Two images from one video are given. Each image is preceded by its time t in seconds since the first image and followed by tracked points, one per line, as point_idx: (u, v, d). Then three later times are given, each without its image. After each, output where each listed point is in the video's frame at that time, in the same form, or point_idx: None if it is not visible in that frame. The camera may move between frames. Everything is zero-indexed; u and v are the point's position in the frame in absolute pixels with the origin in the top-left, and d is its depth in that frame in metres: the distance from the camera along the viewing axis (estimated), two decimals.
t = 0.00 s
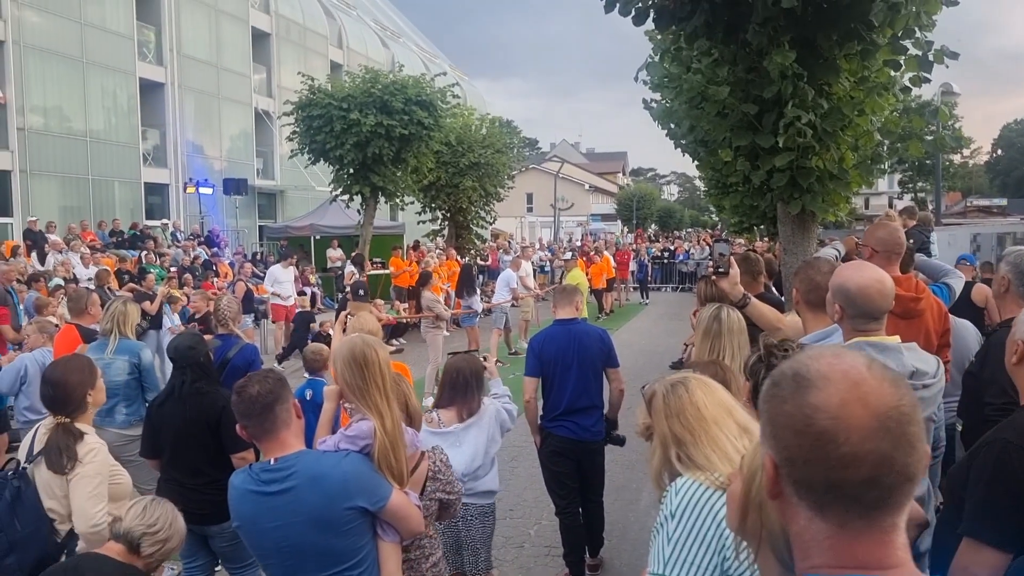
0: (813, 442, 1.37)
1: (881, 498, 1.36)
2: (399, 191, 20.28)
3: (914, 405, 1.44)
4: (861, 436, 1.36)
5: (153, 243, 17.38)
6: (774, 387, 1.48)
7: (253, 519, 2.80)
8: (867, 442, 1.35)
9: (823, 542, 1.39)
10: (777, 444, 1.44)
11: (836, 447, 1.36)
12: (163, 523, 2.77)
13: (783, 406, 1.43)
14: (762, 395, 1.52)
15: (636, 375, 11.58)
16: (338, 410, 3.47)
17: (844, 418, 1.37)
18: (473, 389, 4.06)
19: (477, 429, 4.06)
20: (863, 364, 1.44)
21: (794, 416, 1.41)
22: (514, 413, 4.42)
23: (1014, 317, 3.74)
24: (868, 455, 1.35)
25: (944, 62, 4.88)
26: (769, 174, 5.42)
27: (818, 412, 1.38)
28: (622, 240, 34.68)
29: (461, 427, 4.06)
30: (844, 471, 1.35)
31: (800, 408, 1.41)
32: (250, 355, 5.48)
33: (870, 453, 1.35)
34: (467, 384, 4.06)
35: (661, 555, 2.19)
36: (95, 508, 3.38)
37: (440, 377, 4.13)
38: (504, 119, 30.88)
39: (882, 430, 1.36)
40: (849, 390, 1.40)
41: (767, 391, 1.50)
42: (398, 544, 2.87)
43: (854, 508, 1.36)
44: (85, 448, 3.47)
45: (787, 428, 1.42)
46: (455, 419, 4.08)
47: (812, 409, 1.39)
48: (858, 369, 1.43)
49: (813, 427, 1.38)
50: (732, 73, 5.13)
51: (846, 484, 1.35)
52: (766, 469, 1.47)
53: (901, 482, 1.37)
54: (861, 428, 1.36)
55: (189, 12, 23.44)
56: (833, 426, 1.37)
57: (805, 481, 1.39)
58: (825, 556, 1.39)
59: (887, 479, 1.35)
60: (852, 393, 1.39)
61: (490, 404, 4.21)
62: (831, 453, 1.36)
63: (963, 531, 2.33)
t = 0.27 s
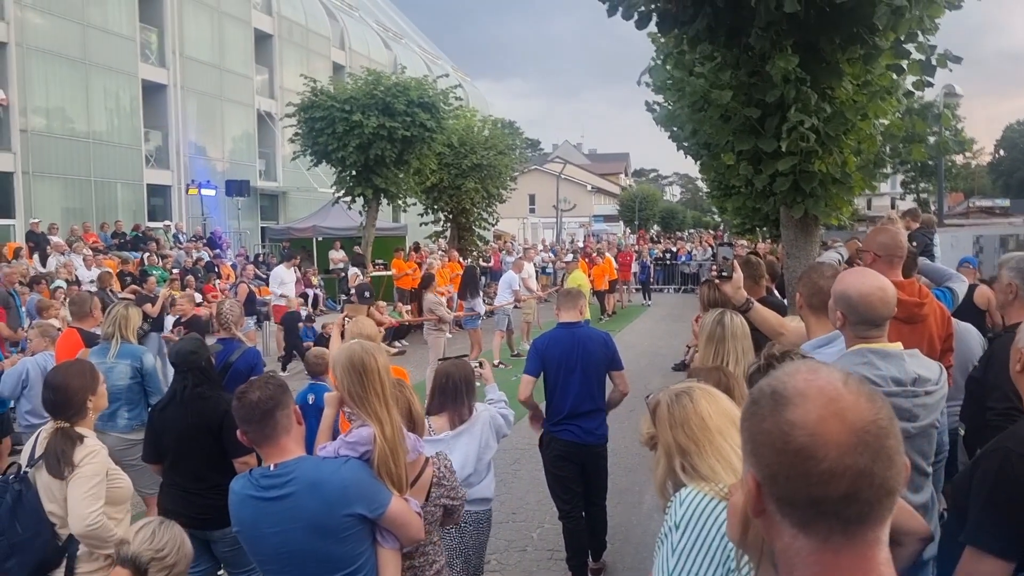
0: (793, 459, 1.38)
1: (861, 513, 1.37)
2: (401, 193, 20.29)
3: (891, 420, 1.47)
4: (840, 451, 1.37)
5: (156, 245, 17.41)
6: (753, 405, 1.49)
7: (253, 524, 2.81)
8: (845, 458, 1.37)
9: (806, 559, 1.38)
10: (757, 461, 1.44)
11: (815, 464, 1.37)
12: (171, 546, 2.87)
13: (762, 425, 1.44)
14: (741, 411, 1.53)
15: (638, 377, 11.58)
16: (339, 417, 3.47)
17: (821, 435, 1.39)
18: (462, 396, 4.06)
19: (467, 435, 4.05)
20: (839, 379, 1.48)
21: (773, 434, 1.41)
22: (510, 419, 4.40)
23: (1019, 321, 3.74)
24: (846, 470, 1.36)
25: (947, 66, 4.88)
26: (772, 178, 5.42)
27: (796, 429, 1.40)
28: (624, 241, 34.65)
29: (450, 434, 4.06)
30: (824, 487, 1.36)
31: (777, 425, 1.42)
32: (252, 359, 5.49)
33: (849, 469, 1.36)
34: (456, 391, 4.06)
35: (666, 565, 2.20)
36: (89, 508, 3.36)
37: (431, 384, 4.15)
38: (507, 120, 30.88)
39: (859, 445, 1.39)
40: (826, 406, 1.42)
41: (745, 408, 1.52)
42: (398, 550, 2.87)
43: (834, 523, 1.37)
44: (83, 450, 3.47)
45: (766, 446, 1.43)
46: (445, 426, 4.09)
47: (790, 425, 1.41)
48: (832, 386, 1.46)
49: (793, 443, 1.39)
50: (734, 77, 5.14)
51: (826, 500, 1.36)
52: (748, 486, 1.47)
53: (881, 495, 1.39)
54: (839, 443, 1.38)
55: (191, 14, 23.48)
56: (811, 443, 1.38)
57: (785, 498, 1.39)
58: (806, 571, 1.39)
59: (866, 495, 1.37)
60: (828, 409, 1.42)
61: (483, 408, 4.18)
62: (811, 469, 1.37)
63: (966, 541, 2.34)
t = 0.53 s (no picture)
0: (785, 480, 1.38)
1: (853, 535, 1.37)
2: (395, 191, 20.24)
3: (884, 440, 1.46)
4: (833, 473, 1.37)
5: (149, 244, 17.35)
6: (745, 423, 1.49)
7: (245, 532, 2.78)
8: (837, 480, 1.37)
9: None
10: (750, 481, 1.44)
11: (809, 485, 1.36)
12: None
13: (754, 445, 1.44)
14: (732, 430, 1.53)
15: (634, 375, 11.57)
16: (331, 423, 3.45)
17: (813, 455, 1.38)
18: (454, 399, 4.05)
19: (459, 441, 4.03)
20: (831, 401, 1.46)
21: (765, 454, 1.41)
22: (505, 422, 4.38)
23: (1014, 324, 3.74)
24: (838, 493, 1.36)
25: (941, 67, 4.88)
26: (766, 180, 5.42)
27: (788, 450, 1.39)
28: (619, 238, 34.64)
29: (440, 440, 4.04)
30: (816, 509, 1.36)
31: (771, 446, 1.42)
32: (246, 361, 5.47)
33: (841, 492, 1.36)
34: (448, 395, 4.05)
35: None
36: (74, 517, 3.36)
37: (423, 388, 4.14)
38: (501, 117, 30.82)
39: (852, 467, 1.38)
40: (818, 427, 1.41)
41: (736, 427, 1.52)
42: (392, 557, 2.84)
43: (826, 544, 1.37)
44: (69, 459, 3.42)
45: (758, 467, 1.43)
46: (438, 431, 4.08)
47: (782, 447, 1.40)
48: (826, 406, 1.45)
49: (784, 464, 1.39)
50: (729, 78, 5.13)
51: (819, 521, 1.36)
52: (741, 506, 1.47)
53: (874, 518, 1.39)
54: (832, 464, 1.38)
55: (184, 13, 23.37)
56: (803, 464, 1.38)
57: (777, 519, 1.39)
58: None
59: (859, 516, 1.37)
60: (821, 430, 1.41)
61: (477, 413, 4.17)
62: (803, 491, 1.36)
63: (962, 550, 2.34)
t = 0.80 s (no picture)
0: (789, 490, 1.39)
1: (857, 545, 1.39)
2: (390, 191, 20.22)
3: (888, 450, 1.47)
4: (837, 483, 1.38)
5: (143, 245, 17.31)
6: (748, 432, 1.51)
7: (242, 535, 2.78)
8: (841, 491, 1.38)
9: None
10: (752, 490, 1.45)
11: (813, 495, 1.38)
12: None
13: (758, 454, 1.46)
14: (735, 438, 1.55)
15: (629, 375, 11.58)
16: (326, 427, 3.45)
17: (817, 466, 1.40)
18: (455, 399, 4.05)
19: (462, 441, 4.04)
20: (836, 412, 1.48)
21: (768, 464, 1.43)
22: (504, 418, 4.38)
23: (1006, 325, 3.76)
24: (842, 503, 1.37)
25: (933, 69, 4.91)
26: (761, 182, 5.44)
27: (792, 461, 1.41)
28: (614, 237, 34.66)
29: (443, 441, 4.05)
30: (819, 519, 1.37)
31: (774, 455, 1.43)
32: (241, 363, 5.46)
33: (844, 502, 1.38)
34: (450, 395, 4.06)
35: None
36: (61, 526, 3.37)
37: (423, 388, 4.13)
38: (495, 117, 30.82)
39: (856, 478, 1.40)
40: (821, 437, 1.43)
41: (739, 435, 1.54)
42: (388, 561, 2.85)
43: (828, 554, 1.39)
44: (52, 467, 3.42)
45: (761, 477, 1.44)
46: (440, 433, 4.08)
47: (786, 457, 1.42)
48: (829, 417, 1.46)
49: (787, 475, 1.40)
50: (723, 81, 5.14)
51: (821, 531, 1.38)
52: (742, 515, 1.48)
53: (876, 528, 1.40)
54: (836, 475, 1.39)
55: (177, 12, 23.30)
56: (807, 475, 1.39)
57: (780, 528, 1.41)
58: None
59: (862, 527, 1.39)
60: (824, 440, 1.42)
61: (478, 414, 4.19)
62: (807, 500, 1.38)
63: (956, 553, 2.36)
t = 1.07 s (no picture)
0: (799, 488, 1.39)
1: (867, 544, 1.39)
2: (389, 191, 20.22)
3: (898, 449, 1.47)
4: (848, 481, 1.38)
5: (142, 245, 17.32)
6: (758, 429, 1.51)
7: (241, 534, 2.78)
8: (853, 489, 1.38)
9: None
10: (761, 488, 1.45)
11: (824, 493, 1.38)
12: None
13: (768, 451, 1.45)
14: (745, 435, 1.54)
15: (628, 374, 11.58)
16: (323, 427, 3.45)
17: (829, 464, 1.39)
18: (467, 396, 3.99)
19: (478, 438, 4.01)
20: (847, 410, 1.47)
21: (780, 461, 1.43)
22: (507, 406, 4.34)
23: (1004, 323, 3.76)
24: (854, 501, 1.37)
25: (931, 67, 4.90)
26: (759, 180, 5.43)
27: (804, 458, 1.40)
28: (614, 237, 34.65)
29: (460, 440, 3.98)
30: (830, 517, 1.37)
31: (785, 452, 1.43)
32: (239, 363, 5.46)
33: (856, 500, 1.37)
34: (461, 393, 3.99)
35: None
36: (60, 530, 3.37)
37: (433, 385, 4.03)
38: (494, 117, 30.83)
39: (867, 476, 1.39)
40: (832, 434, 1.42)
41: (749, 432, 1.54)
42: (386, 560, 2.85)
43: (838, 553, 1.39)
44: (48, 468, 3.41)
45: (771, 474, 1.44)
46: (456, 431, 4.01)
47: (797, 454, 1.41)
48: (842, 413, 1.46)
49: (797, 473, 1.40)
50: (721, 79, 5.14)
51: (831, 529, 1.38)
52: (751, 512, 1.48)
53: (887, 525, 1.40)
54: (847, 473, 1.38)
55: (176, 12, 23.30)
56: (818, 473, 1.39)
57: (790, 527, 1.41)
58: None
59: (873, 525, 1.38)
60: (835, 437, 1.42)
61: (487, 410, 4.15)
62: (818, 498, 1.38)
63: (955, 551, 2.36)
